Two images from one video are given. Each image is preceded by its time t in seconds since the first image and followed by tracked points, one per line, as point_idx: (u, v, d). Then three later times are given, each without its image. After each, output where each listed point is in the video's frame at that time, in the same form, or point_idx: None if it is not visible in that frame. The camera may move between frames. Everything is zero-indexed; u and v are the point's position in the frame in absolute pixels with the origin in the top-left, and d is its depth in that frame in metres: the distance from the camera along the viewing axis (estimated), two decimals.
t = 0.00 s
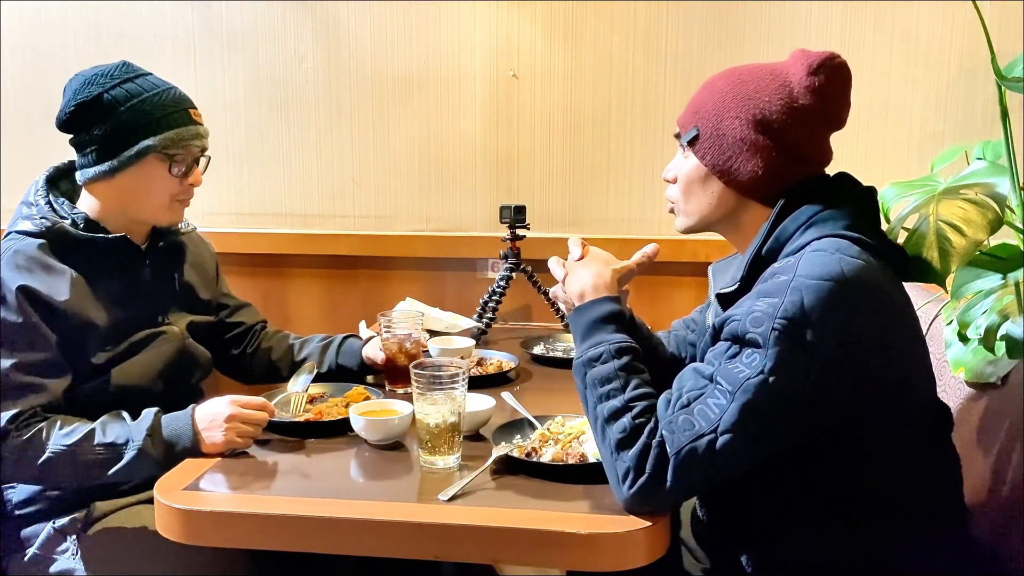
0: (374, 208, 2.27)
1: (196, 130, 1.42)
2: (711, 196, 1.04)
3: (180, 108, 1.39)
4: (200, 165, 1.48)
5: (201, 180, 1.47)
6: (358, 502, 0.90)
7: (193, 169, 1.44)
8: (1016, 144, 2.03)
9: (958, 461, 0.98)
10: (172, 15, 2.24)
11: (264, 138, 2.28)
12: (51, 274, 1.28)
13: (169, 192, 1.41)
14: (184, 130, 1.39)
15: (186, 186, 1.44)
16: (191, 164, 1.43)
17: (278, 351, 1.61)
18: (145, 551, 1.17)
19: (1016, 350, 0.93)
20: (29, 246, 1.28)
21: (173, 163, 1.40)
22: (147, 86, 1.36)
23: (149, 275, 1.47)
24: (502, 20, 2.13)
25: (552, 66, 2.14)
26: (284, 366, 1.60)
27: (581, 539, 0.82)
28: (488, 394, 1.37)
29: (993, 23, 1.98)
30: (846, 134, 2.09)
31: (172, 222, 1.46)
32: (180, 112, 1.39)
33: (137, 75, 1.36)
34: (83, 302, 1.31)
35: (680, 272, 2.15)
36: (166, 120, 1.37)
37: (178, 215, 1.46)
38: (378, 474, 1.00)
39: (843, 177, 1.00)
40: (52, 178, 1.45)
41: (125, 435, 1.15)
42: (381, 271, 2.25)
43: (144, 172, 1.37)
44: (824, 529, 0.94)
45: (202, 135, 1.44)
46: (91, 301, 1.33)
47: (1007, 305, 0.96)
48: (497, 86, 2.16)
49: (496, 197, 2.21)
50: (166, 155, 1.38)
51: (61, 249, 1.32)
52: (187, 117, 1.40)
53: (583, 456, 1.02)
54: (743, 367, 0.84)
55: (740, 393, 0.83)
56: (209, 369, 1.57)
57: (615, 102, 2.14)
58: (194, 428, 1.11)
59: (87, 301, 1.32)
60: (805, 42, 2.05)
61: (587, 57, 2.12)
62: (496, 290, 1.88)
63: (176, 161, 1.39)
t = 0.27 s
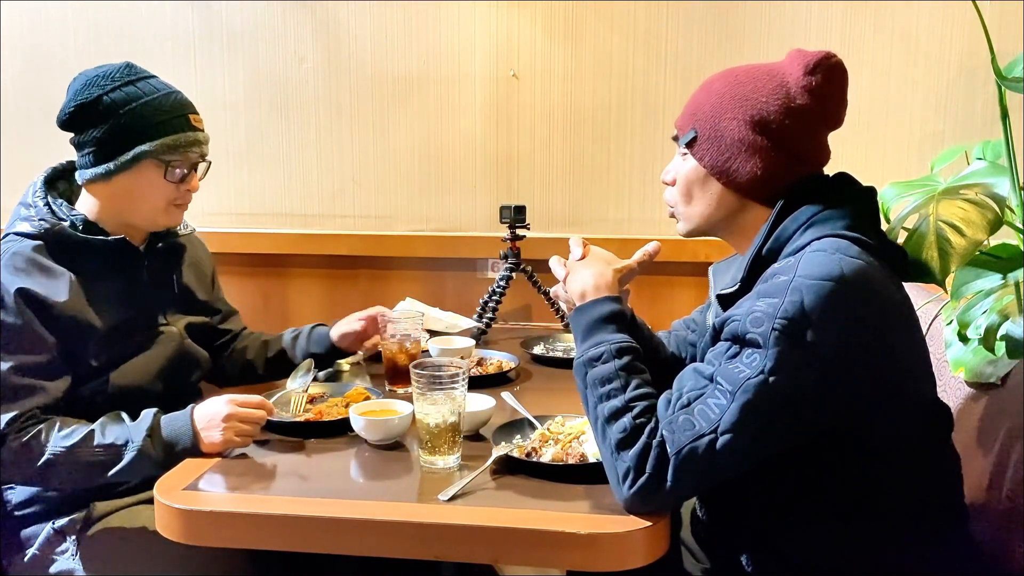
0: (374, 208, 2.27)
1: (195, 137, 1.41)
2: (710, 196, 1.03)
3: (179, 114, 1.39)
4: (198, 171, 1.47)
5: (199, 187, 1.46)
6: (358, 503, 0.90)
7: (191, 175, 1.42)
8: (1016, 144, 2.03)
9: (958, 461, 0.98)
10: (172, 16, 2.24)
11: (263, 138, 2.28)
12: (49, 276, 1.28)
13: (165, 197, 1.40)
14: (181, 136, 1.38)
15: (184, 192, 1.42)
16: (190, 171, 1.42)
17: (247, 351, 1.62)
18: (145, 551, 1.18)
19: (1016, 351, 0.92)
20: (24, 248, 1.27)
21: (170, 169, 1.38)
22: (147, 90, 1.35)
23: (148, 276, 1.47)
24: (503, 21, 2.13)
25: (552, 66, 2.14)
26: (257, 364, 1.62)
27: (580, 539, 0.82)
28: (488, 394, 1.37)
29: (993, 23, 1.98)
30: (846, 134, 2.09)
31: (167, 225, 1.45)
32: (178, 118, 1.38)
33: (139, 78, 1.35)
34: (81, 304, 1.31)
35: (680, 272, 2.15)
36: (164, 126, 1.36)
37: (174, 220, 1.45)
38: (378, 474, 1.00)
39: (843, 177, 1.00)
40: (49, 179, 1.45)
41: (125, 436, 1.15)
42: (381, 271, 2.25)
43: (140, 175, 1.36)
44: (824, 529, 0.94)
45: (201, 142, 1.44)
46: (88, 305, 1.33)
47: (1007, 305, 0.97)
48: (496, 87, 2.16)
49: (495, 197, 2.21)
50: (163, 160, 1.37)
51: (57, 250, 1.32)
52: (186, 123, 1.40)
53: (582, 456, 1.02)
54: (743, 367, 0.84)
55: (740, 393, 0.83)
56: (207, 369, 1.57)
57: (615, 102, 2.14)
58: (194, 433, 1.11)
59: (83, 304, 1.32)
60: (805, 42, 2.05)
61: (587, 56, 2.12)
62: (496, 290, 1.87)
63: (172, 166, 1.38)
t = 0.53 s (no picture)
0: (374, 208, 2.27)
1: (202, 142, 1.41)
2: (713, 196, 1.03)
3: (189, 119, 1.39)
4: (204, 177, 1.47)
5: (203, 192, 1.46)
6: (358, 503, 0.90)
7: (196, 180, 1.42)
8: (1016, 144, 2.02)
9: (958, 461, 0.98)
10: (173, 16, 2.24)
11: (264, 138, 2.28)
12: (53, 278, 1.28)
13: (168, 200, 1.39)
14: (188, 140, 1.38)
15: (186, 196, 1.41)
16: (196, 176, 1.41)
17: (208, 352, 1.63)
18: (145, 551, 1.17)
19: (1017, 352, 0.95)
20: (25, 248, 1.27)
21: (174, 172, 1.38)
22: (159, 92, 1.37)
23: (149, 277, 1.47)
24: (503, 20, 2.13)
25: (552, 66, 2.14)
26: (221, 366, 1.62)
27: (580, 538, 0.82)
28: (488, 394, 1.37)
29: (993, 23, 1.98)
30: (847, 133, 2.09)
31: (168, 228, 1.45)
32: (188, 123, 1.39)
33: (151, 81, 1.37)
34: (85, 305, 1.31)
35: (680, 272, 2.15)
36: (173, 129, 1.37)
37: (176, 223, 1.44)
38: (378, 474, 1.00)
39: (844, 179, 1.00)
40: (53, 179, 1.46)
41: (123, 434, 1.15)
42: (381, 271, 2.25)
43: (144, 177, 1.36)
44: (824, 529, 0.94)
45: (209, 149, 1.44)
46: (91, 305, 1.32)
47: (1007, 305, 0.97)
48: (496, 87, 2.16)
49: (496, 197, 2.21)
50: (168, 163, 1.37)
51: (60, 250, 1.33)
52: (196, 129, 1.40)
53: (582, 456, 1.02)
54: (743, 367, 0.84)
55: (741, 394, 0.83)
56: (206, 370, 1.58)
57: (615, 102, 2.14)
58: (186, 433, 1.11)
59: (86, 304, 1.31)
60: (806, 42, 2.05)
61: (587, 56, 2.12)
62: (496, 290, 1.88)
63: (178, 170, 1.38)
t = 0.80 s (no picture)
0: (374, 208, 2.27)
1: (208, 142, 1.41)
2: (717, 196, 1.03)
3: (194, 119, 1.39)
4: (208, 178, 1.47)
5: (206, 191, 1.45)
6: (359, 503, 0.90)
7: (200, 179, 1.42)
8: (1016, 144, 2.02)
9: (959, 461, 0.98)
10: (172, 15, 2.24)
11: (263, 138, 2.28)
12: (55, 276, 1.28)
13: (170, 199, 1.39)
14: (192, 139, 1.38)
15: (190, 196, 1.41)
16: (200, 175, 1.41)
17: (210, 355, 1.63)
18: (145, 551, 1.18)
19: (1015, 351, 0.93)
20: (27, 245, 1.27)
21: (177, 172, 1.38)
22: (166, 92, 1.38)
23: (149, 280, 1.47)
24: (503, 20, 2.13)
25: (551, 66, 2.14)
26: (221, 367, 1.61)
27: (581, 539, 0.82)
28: (488, 394, 1.37)
29: (993, 23, 1.98)
30: (847, 133, 2.09)
31: (174, 228, 1.45)
32: (193, 123, 1.39)
33: (158, 82, 1.38)
34: (87, 303, 1.31)
35: (680, 272, 2.15)
36: (177, 128, 1.37)
37: (181, 221, 1.44)
38: (377, 474, 1.00)
39: (846, 177, 1.01)
40: (57, 178, 1.46)
41: (116, 419, 1.16)
42: (381, 271, 2.25)
43: (148, 176, 1.37)
44: (825, 529, 0.94)
45: (214, 149, 1.44)
46: (94, 303, 1.33)
47: (1007, 305, 0.96)
48: (496, 87, 2.16)
49: (495, 197, 2.21)
50: (171, 161, 1.37)
51: (67, 249, 1.33)
52: (201, 129, 1.41)
53: (583, 456, 1.02)
54: (747, 370, 0.84)
55: (745, 397, 0.83)
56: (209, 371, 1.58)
57: (615, 101, 2.14)
58: (177, 403, 1.16)
59: (91, 304, 1.32)
60: (805, 41, 2.05)
61: (586, 56, 2.12)
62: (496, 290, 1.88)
63: (181, 169, 1.38)
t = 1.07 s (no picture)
0: (374, 208, 2.27)
1: (211, 142, 1.41)
2: (719, 197, 1.03)
3: (198, 118, 1.39)
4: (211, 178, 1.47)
5: (211, 191, 1.46)
6: (359, 503, 0.90)
7: (204, 178, 1.42)
8: (1016, 144, 2.03)
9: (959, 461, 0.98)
10: (172, 15, 2.24)
11: (263, 138, 2.28)
12: (58, 274, 1.28)
13: (176, 197, 1.39)
14: (196, 138, 1.38)
15: (195, 194, 1.42)
16: (203, 174, 1.41)
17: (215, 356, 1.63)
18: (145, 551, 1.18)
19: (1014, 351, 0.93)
20: (30, 243, 1.27)
21: (181, 170, 1.38)
22: (169, 92, 1.38)
23: (152, 279, 1.47)
24: (503, 20, 2.13)
25: (551, 66, 2.14)
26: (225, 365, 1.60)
27: (581, 539, 0.82)
28: (488, 394, 1.37)
29: (993, 23, 1.98)
30: (847, 133, 2.09)
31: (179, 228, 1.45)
32: (197, 122, 1.39)
33: (161, 82, 1.38)
34: (89, 301, 1.31)
35: (680, 272, 2.15)
36: (181, 127, 1.37)
37: (185, 222, 1.44)
38: (378, 474, 1.00)
39: (849, 177, 1.01)
40: (60, 178, 1.46)
41: (121, 404, 1.17)
42: (381, 271, 2.25)
43: (152, 175, 1.37)
44: (823, 530, 0.94)
45: (217, 148, 1.44)
46: (98, 301, 1.34)
47: (1007, 305, 0.97)
48: (496, 86, 2.16)
49: (496, 197, 2.21)
50: (176, 160, 1.37)
51: (69, 246, 1.33)
52: (205, 128, 1.41)
53: (583, 456, 1.02)
54: (748, 373, 0.84)
55: (745, 400, 0.83)
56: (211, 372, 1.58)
57: (614, 102, 2.14)
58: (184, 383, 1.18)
59: (94, 301, 1.33)
60: (805, 41, 2.05)
61: (586, 56, 2.12)
62: (496, 290, 1.88)
63: (185, 167, 1.38)
